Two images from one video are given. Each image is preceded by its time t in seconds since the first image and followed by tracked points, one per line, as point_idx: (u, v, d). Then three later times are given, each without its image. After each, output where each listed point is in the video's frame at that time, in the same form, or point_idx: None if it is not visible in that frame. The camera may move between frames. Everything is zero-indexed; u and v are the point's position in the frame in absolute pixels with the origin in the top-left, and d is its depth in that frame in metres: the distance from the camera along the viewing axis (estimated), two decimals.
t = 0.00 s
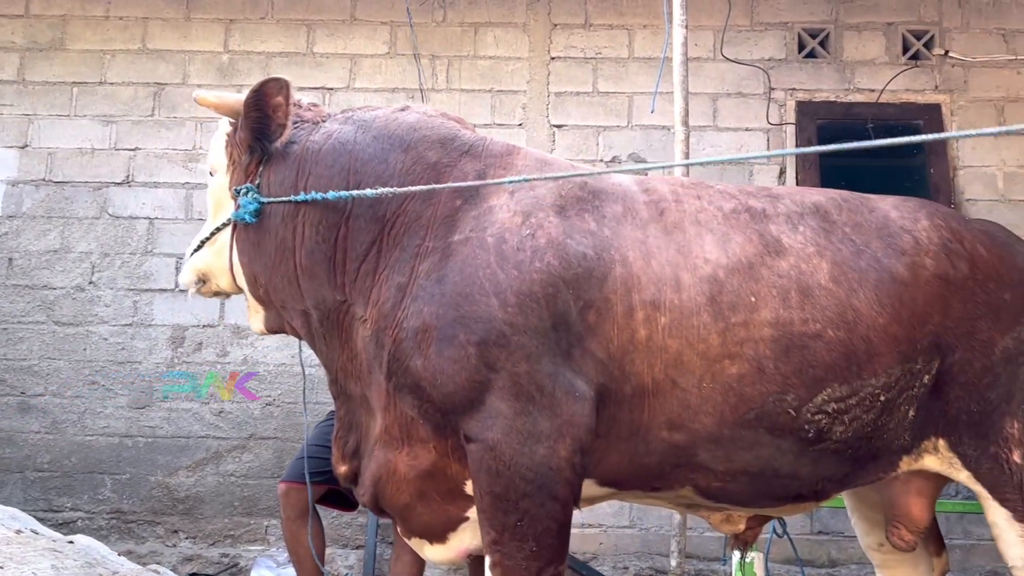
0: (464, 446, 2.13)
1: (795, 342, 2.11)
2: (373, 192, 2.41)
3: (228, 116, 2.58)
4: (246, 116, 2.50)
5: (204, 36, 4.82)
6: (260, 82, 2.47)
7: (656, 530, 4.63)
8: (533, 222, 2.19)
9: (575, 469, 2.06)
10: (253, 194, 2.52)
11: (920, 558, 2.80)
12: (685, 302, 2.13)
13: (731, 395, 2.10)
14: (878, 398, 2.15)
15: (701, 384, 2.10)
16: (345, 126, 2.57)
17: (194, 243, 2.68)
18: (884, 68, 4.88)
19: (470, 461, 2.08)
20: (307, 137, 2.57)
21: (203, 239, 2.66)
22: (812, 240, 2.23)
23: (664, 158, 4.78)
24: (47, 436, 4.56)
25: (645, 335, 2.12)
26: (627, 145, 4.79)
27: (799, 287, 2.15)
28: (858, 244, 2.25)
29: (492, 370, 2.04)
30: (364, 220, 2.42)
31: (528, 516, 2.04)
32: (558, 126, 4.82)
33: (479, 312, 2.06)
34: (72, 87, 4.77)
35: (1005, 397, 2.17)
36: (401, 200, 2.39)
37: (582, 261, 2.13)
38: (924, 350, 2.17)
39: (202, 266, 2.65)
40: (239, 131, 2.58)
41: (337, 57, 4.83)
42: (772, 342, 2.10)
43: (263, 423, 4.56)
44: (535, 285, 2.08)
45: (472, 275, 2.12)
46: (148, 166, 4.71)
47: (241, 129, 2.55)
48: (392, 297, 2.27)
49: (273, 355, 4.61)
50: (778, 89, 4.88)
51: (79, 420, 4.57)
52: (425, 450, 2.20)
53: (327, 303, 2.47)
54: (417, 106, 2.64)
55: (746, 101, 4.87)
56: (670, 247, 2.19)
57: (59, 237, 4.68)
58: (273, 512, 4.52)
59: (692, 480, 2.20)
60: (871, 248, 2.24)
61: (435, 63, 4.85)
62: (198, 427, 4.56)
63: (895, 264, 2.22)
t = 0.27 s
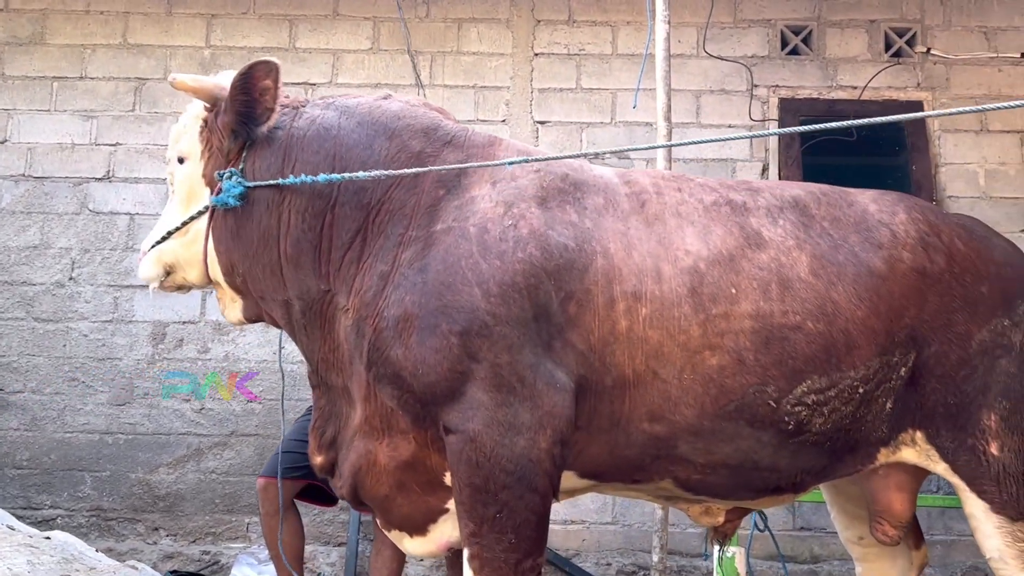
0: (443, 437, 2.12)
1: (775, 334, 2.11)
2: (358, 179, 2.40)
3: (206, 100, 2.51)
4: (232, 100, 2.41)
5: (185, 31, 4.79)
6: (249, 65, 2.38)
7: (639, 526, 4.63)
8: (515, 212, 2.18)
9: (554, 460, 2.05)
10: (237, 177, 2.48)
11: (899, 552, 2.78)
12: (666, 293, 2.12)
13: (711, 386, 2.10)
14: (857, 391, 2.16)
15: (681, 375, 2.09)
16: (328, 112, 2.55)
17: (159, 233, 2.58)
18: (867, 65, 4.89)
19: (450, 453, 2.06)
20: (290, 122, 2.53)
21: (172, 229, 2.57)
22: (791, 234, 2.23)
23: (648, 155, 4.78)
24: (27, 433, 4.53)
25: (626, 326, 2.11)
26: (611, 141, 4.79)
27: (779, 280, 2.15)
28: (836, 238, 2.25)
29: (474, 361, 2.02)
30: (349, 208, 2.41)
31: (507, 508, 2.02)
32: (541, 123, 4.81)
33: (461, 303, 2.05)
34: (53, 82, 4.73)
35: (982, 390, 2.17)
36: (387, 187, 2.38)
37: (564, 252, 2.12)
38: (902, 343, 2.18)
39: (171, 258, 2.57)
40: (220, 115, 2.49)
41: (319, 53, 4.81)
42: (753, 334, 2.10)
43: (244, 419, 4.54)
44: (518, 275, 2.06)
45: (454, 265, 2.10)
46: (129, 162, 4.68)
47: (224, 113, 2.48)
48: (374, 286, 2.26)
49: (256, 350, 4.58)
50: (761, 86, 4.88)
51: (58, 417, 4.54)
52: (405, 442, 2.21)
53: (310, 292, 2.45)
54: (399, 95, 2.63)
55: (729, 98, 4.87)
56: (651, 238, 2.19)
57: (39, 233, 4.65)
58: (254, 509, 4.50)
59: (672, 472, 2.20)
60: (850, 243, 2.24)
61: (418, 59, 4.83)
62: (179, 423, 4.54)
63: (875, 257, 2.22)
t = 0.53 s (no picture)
0: (440, 426, 2.12)
1: (772, 323, 2.11)
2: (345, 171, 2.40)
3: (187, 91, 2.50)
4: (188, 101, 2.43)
5: (179, 26, 4.79)
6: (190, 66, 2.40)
7: (634, 520, 4.63)
8: (512, 199, 2.18)
9: (551, 448, 2.05)
10: (219, 169, 2.46)
11: (894, 542, 2.79)
12: (663, 282, 2.12)
13: (707, 375, 2.10)
14: (851, 378, 2.16)
15: (678, 364, 2.09)
16: (311, 101, 2.53)
17: (144, 225, 2.59)
18: (861, 60, 4.89)
19: (447, 442, 2.05)
20: (271, 112, 2.51)
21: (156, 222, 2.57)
22: (787, 223, 2.23)
23: (643, 149, 4.78)
24: (21, 428, 4.52)
25: (623, 314, 2.11)
26: (606, 136, 4.80)
27: (775, 269, 2.15)
28: (831, 226, 2.25)
29: (472, 349, 2.02)
30: (338, 199, 2.41)
31: (506, 496, 2.01)
32: (536, 118, 4.81)
33: (458, 291, 2.05)
34: (47, 77, 4.73)
35: (978, 377, 2.17)
36: (376, 178, 2.38)
37: (561, 239, 2.12)
38: (897, 332, 2.18)
39: (155, 250, 2.58)
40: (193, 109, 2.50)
41: (313, 47, 4.80)
42: (749, 322, 2.10)
43: (239, 414, 4.53)
44: (515, 263, 2.06)
45: (449, 253, 2.10)
46: (123, 157, 4.68)
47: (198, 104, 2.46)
48: (367, 278, 2.25)
49: (250, 345, 4.58)
50: (756, 81, 4.88)
51: (52, 412, 4.53)
52: (400, 432, 2.21)
53: (298, 285, 2.45)
54: (385, 82, 2.62)
55: (724, 93, 4.88)
56: (647, 227, 2.19)
57: (33, 228, 4.64)
58: (249, 504, 4.49)
59: (668, 460, 2.20)
60: (845, 231, 2.25)
61: (413, 53, 4.83)
62: (173, 418, 4.53)
63: (869, 246, 2.23)
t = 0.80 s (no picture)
0: (444, 421, 2.13)
1: (773, 320, 2.12)
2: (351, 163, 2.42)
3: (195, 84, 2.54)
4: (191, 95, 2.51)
5: (184, 27, 4.80)
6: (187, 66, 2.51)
7: (639, 519, 4.64)
8: (518, 195, 2.20)
9: (556, 445, 2.06)
10: (223, 162, 2.49)
11: (898, 537, 2.82)
12: (667, 280, 2.13)
13: (711, 371, 2.11)
14: (851, 372, 2.17)
15: (682, 360, 2.10)
16: (319, 95, 2.56)
17: (155, 218, 2.65)
18: (866, 59, 4.90)
19: (452, 438, 2.06)
20: (278, 105, 2.54)
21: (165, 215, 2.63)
22: (790, 220, 2.24)
23: (648, 149, 4.79)
24: (28, 428, 4.54)
25: (627, 311, 2.12)
26: (610, 135, 4.81)
27: (778, 266, 2.16)
28: (835, 222, 2.26)
29: (477, 345, 2.03)
30: (344, 192, 2.43)
31: (511, 493, 2.03)
32: (540, 117, 4.82)
33: (463, 287, 2.06)
34: (53, 77, 4.74)
35: (981, 373, 2.17)
36: (382, 171, 2.39)
37: (566, 236, 2.14)
38: (899, 327, 2.19)
39: (165, 243, 2.63)
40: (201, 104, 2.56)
41: (318, 48, 4.82)
42: (751, 320, 2.11)
43: (245, 413, 4.55)
44: (520, 258, 2.08)
45: (455, 249, 2.11)
46: (129, 157, 4.70)
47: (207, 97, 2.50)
48: (371, 272, 2.26)
49: (256, 344, 4.59)
50: (760, 80, 4.89)
51: (59, 411, 4.55)
52: (403, 426, 2.21)
53: (303, 276, 2.46)
54: (393, 78, 2.65)
55: (728, 92, 4.88)
56: (652, 224, 2.20)
57: (40, 228, 4.66)
58: (255, 503, 4.51)
59: (670, 456, 2.21)
60: (849, 227, 2.25)
61: (418, 53, 4.84)
62: (180, 417, 4.55)
63: (873, 242, 2.23)
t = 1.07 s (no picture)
0: (453, 419, 2.16)
1: (784, 324, 2.13)
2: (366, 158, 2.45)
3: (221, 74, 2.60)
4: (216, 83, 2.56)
5: (199, 31, 4.84)
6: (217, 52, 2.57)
7: (652, 519, 4.64)
8: (530, 195, 2.22)
9: (565, 445, 2.07)
10: (245, 153, 2.54)
11: (909, 537, 2.82)
12: (677, 282, 2.14)
13: (721, 374, 2.11)
14: (863, 376, 2.17)
15: (692, 362, 2.11)
16: (338, 90, 2.59)
17: (169, 201, 2.68)
18: (879, 58, 4.88)
19: (462, 436, 2.08)
20: (298, 98, 2.58)
21: (181, 199, 2.65)
22: (801, 223, 2.24)
23: (660, 149, 4.80)
24: (46, 428, 4.59)
25: (637, 312, 2.13)
26: (622, 136, 4.82)
27: (788, 270, 2.16)
28: (847, 223, 2.26)
29: (486, 344, 2.04)
30: (358, 186, 2.46)
31: (520, 492, 2.04)
32: (553, 118, 4.83)
33: (473, 285, 2.08)
34: (70, 81, 4.79)
35: (993, 373, 2.17)
36: (397, 167, 2.43)
37: (577, 236, 2.15)
38: (911, 329, 2.18)
39: (178, 227, 2.66)
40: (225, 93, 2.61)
41: (332, 50, 4.85)
42: (762, 323, 2.12)
43: (260, 414, 4.59)
44: (531, 259, 2.09)
45: (467, 247, 2.13)
46: (145, 160, 4.73)
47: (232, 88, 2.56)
48: (383, 266, 2.30)
49: (271, 346, 4.63)
50: (772, 79, 4.88)
51: (77, 412, 4.59)
52: (411, 422, 2.25)
53: (314, 269, 2.50)
54: (411, 75, 2.68)
55: (740, 91, 4.87)
56: (663, 226, 2.21)
57: (57, 230, 4.70)
58: (271, 502, 4.54)
59: (680, 457, 2.22)
60: (860, 228, 2.26)
61: (430, 55, 4.87)
62: (196, 418, 4.58)
63: (884, 244, 2.23)
